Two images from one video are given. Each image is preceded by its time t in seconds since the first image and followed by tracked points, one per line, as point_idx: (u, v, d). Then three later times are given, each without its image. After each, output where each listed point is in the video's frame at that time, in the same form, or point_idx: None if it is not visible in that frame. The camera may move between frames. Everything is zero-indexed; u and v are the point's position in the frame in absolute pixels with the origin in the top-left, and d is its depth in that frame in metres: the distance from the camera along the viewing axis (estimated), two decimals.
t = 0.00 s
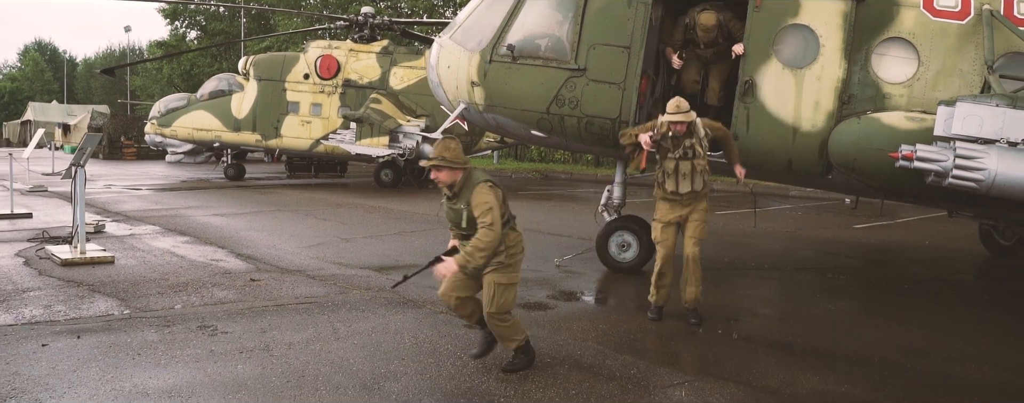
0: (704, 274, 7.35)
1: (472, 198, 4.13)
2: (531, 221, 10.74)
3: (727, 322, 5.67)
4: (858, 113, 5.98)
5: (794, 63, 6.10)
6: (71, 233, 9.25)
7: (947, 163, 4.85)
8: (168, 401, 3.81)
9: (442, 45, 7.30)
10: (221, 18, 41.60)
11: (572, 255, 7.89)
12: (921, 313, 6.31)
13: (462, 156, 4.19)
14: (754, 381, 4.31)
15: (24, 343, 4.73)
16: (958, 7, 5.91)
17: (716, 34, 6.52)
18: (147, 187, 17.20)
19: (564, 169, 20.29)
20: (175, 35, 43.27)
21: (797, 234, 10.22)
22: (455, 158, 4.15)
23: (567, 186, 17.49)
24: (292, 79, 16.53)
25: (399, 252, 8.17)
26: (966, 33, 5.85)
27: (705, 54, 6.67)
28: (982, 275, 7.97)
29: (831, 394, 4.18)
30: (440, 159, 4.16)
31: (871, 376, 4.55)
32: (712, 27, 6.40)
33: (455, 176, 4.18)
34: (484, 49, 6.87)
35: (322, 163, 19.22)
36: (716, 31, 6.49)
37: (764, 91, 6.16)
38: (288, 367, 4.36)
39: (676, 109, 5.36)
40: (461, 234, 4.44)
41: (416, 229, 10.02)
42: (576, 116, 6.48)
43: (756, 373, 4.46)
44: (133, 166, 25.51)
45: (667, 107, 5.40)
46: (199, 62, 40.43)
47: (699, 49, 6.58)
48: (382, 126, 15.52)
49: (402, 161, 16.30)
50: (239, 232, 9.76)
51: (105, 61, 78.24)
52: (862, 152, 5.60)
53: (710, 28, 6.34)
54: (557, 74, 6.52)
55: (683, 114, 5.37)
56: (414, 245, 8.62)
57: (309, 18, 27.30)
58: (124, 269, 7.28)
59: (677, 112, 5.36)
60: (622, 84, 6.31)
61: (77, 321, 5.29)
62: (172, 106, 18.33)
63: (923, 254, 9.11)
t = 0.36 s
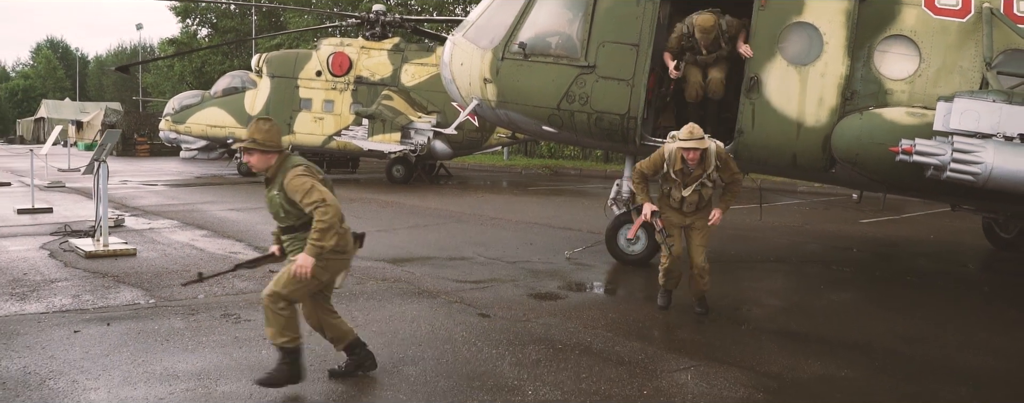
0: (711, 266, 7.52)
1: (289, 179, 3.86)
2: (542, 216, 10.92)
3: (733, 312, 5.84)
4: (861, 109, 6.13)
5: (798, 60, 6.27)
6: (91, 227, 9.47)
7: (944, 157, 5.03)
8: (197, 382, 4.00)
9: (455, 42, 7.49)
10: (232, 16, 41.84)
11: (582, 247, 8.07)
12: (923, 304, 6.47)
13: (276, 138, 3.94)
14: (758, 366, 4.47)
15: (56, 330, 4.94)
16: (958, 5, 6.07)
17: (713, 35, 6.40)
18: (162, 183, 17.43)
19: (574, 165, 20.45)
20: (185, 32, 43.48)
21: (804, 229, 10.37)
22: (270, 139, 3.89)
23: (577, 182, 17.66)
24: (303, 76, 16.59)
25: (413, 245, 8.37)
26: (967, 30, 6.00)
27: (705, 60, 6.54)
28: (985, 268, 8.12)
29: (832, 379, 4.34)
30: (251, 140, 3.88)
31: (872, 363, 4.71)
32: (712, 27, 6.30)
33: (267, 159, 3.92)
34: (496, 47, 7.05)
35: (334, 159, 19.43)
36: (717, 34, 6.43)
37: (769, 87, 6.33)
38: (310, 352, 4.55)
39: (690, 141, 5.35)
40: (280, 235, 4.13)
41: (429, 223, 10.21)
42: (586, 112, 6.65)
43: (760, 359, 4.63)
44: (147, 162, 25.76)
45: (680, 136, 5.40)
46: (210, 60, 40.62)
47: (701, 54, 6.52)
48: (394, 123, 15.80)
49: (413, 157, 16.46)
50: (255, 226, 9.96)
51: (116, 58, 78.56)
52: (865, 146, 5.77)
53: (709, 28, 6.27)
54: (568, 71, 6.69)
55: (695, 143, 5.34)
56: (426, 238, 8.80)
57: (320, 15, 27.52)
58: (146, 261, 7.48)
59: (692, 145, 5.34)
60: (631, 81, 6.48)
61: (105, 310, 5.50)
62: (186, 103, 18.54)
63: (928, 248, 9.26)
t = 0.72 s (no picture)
0: (726, 259, 7.67)
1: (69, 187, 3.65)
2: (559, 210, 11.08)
3: (745, 303, 5.99)
4: (871, 105, 6.27)
5: (810, 57, 6.42)
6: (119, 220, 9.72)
7: (950, 152, 5.15)
8: (231, 367, 4.19)
9: (474, 40, 7.67)
10: (250, 11, 42.02)
11: (599, 240, 8.24)
12: (934, 296, 6.60)
13: (77, 136, 3.69)
14: (767, 354, 4.63)
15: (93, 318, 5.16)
16: (968, 3, 6.14)
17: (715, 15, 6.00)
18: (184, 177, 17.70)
19: (591, 160, 20.58)
20: (205, 28, 43.78)
21: (818, 223, 10.49)
22: (67, 138, 3.66)
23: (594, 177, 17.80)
24: (323, 72, 16.78)
25: (433, 238, 8.55)
26: (976, 28, 6.08)
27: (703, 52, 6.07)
28: (997, 262, 8.22)
29: (839, 366, 4.49)
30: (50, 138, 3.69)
31: (879, 351, 4.87)
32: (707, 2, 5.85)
33: (65, 159, 3.69)
34: (514, 44, 7.22)
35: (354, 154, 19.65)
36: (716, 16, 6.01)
37: (781, 84, 6.48)
38: (337, 339, 4.74)
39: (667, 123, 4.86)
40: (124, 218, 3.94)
41: (448, 217, 10.39)
42: (603, 108, 6.81)
43: (770, 348, 4.78)
44: (168, 157, 26.06)
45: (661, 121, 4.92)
46: (229, 56, 40.90)
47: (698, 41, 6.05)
48: (412, 118, 15.96)
49: (432, 152, 16.64)
50: (278, 220, 10.17)
51: (135, 54, 79.09)
52: (874, 142, 5.91)
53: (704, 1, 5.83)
54: (584, 68, 6.86)
55: (678, 129, 4.85)
56: (446, 232, 8.98)
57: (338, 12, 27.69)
58: (174, 253, 7.70)
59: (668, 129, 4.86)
60: (646, 78, 6.64)
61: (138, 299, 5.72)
62: (207, 98, 18.79)
63: (941, 242, 9.37)
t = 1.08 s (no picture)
0: (735, 258, 7.78)
1: None
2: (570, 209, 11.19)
3: (755, 301, 6.10)
4: (879, 106, 6.37)
5: (819, 59, 6.51)
6: (138, 219, 9.88)
7: (956, 153, 5.26)
8: (253, 361, 4.33)
9: (487, 42, 7.79)
10: (263, 11, 42.19)
11: (610, 240, 8.35)
12: (942, 295, 6.70)
13: None
14: (775, 350, 4.74)
15: (117, 314, 5.31)
16: (975, 5, 6.25)
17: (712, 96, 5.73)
18: (199, 177, 17.86)
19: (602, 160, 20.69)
20: (217, 29, 43.95)
21: (828, 223, 10.58)
22: None
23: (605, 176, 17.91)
24: (337, 73, 16.92)
25: (446, 237, 8.67)
26: (983, 30, 6.20)
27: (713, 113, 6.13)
28: (1005, 262, 8.30)
29: (844, 362, 4.60)
30: None
31: (885, 348, 4.97)
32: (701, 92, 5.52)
33: None
34: (528, 46, 7.33)
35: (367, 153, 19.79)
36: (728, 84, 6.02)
37: (790, 85, 6.57)
38: (354, 334, 4.86)
39: (672, 107, 4.17)
40: None
41: (461, 216, 10.51)
42: (614, 109, 6.92)
43: (778, 344, 4.89)
44: (182, 156, 26.21)
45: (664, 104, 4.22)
46: (241, 56, 41.04)
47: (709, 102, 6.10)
48: (426, 119, 16.09)
49: (445, 152, 16.76)
50: (293, 218, 10.30)
51: (148, 54, 79.41)
52: (884, 142, 6.01)
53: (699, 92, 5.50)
54: (597, 69, 6.97)
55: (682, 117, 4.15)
56: (459, 231, 9.10)
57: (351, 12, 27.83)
58: (193, 251, 7.84)
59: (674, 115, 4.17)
60: (657, 79, 6.75)
61: (160, 296, 5.87)
62: (221, 99, 18.94)
63: (950, 241, 9.45)
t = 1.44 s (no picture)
0: (739, 255, 7.89)
1: None
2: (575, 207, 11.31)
3: (758, 296, 6.21)
4: (880, 106, 6.48)
5: (821, 59, 6.62)
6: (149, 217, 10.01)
7: (953, 152, 5.39)
8: (268, 353, 4.45)
9: (495, 43, 7.92)
10: (269, 11, 42.33)
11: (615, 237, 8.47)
12: (942, 291, 6.80)
13: None
14: (777, 343, 4.85)
15: (134, 308, 5.43)
16: (975, 6, 6.33)
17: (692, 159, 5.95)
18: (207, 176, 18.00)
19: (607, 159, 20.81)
20: (223, 28, 44.10)
21: (830, 221, 10.69)
22: None
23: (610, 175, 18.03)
24: (344, 72, 17.03)
25: (454, 234, 8.80)
26: (983, 31, 6.29)
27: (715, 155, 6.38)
28: (1005, 259, 8.41)
29: (844, 355, 4.71)
30: None
31: (885, 342, 5.08)
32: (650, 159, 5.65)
33: None
34: (535, 46, 7.46)
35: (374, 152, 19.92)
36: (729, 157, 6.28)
37: (793, 85, 6.68)
38: (366, 328, 4.98)
39: (628, 90, 3.45)
40: None
41: (467, 214, 10.63)
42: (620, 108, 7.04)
43: (780, 337, 5.00)
44: (188, 155, 26.35)
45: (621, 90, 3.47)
46: (247, 55, 41.19)
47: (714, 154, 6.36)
48: (432, 118, 16.10)
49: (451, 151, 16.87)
50: (301, 216, 10.43)
51: (154, 54, 79.62)
52: (885, 140, 6.11)
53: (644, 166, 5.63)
54: (603, 69, 7.08)
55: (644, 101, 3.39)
56: (466, 228, 9.22)
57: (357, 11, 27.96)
58: (205, 248, 7.97)
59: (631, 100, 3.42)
60: (662, 79, 6.86)
61: (174, 291, 6.00)
62: (229, 98, 19.09)
63: (951, 239, 9.56)
